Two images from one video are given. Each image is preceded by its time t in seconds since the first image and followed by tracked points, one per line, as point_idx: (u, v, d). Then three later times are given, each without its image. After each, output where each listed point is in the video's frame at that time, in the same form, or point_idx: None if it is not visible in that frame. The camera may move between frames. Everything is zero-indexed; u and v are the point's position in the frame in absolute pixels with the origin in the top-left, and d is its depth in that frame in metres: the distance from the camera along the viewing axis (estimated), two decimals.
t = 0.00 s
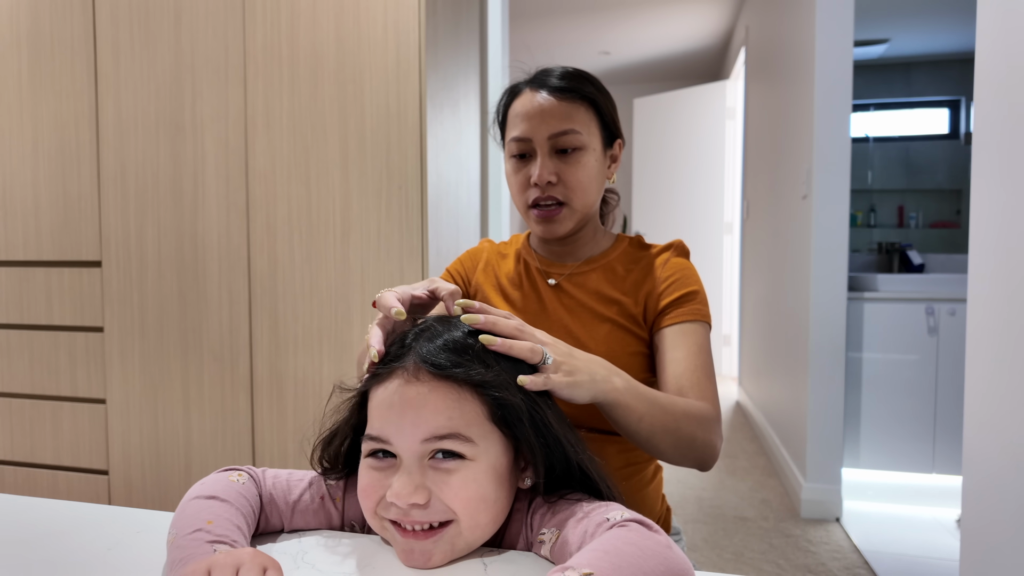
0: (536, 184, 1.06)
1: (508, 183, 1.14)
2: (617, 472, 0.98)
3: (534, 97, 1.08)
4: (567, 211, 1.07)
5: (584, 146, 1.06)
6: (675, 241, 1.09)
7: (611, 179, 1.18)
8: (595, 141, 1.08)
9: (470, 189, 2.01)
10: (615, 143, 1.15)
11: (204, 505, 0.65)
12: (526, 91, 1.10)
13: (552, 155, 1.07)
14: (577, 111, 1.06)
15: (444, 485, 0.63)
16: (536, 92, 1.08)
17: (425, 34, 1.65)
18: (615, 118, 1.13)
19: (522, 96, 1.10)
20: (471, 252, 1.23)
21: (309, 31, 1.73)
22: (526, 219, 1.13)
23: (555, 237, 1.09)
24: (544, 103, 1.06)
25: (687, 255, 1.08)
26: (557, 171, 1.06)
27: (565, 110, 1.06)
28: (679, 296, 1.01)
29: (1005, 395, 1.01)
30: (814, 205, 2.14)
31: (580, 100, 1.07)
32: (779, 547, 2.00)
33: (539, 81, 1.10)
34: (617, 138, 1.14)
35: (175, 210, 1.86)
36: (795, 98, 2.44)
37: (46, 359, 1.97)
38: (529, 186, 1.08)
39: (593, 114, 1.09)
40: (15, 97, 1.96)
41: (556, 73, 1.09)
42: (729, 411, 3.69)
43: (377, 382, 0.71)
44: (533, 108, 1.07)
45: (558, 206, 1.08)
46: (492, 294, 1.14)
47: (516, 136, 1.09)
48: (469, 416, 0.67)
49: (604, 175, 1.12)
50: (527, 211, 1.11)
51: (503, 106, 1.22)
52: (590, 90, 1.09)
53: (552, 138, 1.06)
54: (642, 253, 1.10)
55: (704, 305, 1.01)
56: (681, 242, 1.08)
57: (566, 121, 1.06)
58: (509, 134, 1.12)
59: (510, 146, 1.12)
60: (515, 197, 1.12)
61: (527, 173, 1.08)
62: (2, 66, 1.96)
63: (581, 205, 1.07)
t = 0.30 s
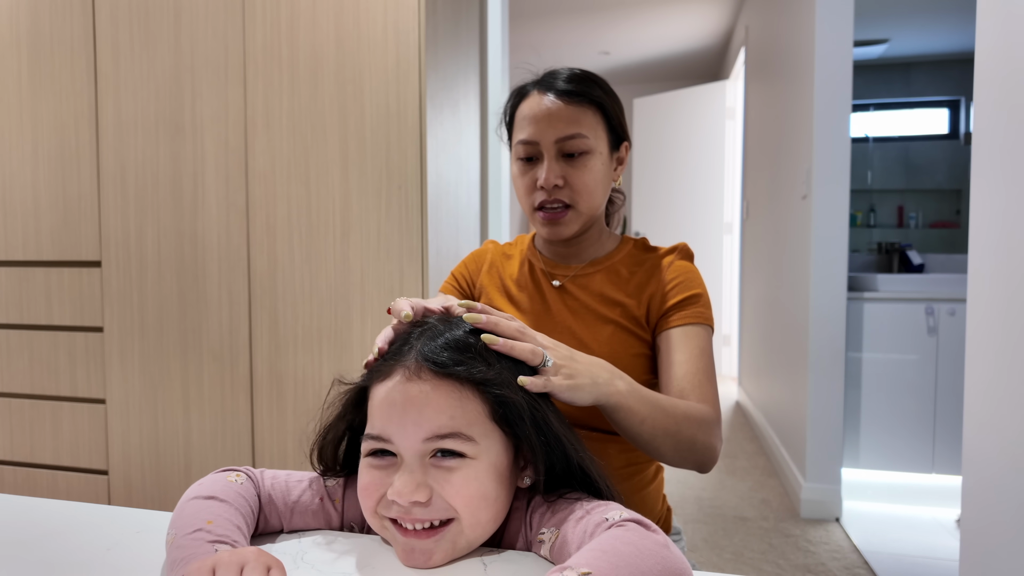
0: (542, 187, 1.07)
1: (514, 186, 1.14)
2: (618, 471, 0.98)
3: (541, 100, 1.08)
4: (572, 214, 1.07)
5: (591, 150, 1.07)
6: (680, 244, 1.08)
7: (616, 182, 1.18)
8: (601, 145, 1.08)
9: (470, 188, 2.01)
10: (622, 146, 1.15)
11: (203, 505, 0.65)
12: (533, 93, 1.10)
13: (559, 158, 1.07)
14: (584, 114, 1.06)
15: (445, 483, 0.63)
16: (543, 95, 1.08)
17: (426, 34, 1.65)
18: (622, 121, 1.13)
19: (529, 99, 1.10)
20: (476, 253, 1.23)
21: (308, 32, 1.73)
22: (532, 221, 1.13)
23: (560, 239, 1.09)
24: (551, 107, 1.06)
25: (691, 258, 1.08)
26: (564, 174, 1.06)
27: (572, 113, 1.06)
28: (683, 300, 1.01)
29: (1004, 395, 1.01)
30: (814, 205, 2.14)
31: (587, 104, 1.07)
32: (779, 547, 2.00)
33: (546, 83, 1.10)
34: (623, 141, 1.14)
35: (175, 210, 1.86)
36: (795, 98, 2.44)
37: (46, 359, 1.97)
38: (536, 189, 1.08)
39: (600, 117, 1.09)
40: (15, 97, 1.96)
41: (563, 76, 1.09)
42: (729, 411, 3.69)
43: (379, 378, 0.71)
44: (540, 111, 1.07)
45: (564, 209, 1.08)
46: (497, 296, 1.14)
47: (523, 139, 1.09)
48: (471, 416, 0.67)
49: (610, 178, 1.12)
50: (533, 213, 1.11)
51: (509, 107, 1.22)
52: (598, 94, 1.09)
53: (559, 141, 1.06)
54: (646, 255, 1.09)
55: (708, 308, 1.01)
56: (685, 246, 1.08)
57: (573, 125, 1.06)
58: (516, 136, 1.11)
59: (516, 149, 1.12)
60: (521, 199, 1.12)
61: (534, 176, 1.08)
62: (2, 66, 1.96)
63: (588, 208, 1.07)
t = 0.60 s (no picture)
0: (544, 187, 1.07)
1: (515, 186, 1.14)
2: (618, 470, 0.98)
3: (544, 101, 1.08)
4: (573, 215, 1.07)
5: (593, 151, 1.06)
6: (679, 243, 1.08)
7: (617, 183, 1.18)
8: (603, 146, 1.08)
9: (470, 189, 2.01)
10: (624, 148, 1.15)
11: (202, 505, 0.65)
12: (536, 94, 1.10)
13: (561, 159, 1.07)
14: (587, 116, 1.06)
15: (443, 481, 0.63)
16: (546, 96, 1.08)
17: (426, 33, 1.65)
18: (623, 123, 1.13)
19: (532, 100, 1.10)
20: (476, 254, 1.23)
21: (308, 31, 1.73)
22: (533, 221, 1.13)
23: (560, 239, 1.09)
24: (553, 108, 1.06)
25: (690, 257, 1.08)
26: (566, 175, 1.06)
27: (574, 115, 1.06)
28: (682, 298, 1.01)
29: (1004, 395, 1.01)
30: (814, 205, 2.14)
31: (590, 106, 1.07)
32: (779, 547, 2.00)
33: (548, 85, 1.10)
34: (625, 142, 1.14)
35: (175, 210, 1.86)
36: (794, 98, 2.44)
37: (45, 359, 1.96)
38: (537, 189, 1.08)
39: (602, 119, 1.09)
40: (15, 97, 1.96)
41: (565, 77, 1.09)
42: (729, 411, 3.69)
43: (378, 374, 0.71)
44: (543, 112, 1.07)
45: (565, 209, 1.08)
46: (497, 296, 1.14)
47: (525, 140, 1.09)
48: (470, 413, 0.67)
49: (611, 179, 1.12)
50: (534, 214, 1.11)
51: (511, 108, 1.22)
52: (601, 96, 1.09)
53: (561, 142, 1.06)
54: (646, 255, 1.09)
55: (707, 306, 1.01)
56: (685, 245, 1.08)
57: (576, 127, 1.06)
58: (518, 137, 1.11)
59: (518, 150, 1.12)
60: (523, 200, 1.12)
61: (535, 176, 1.08)
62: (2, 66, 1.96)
63: (589, 208, 1.07)
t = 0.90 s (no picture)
0: (539, 187, 1.06)
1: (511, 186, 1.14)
2: (618, 467, 0.98)
3: (538, 102, 1.08)
4: (569, 214, 1.07)
5: (588, 151, 1.06)
6: (675, 241, 1.08)
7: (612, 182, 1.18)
8: (598, 146, 1.08)
9: (470, 189, 2.01)
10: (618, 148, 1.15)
11: (204, 504, 0.65)
12: (530, 95, 1.10)
13: (556, 159, 1.07)
14: (581, 116, 1.06)
15: (443, 477, 0.63)
16: (540, 97, 1.08)
17: (426, 34, 1.65)
18: (618, 123, 1.13)
19: (526, 101, 1.10)
20: (471, 256, 1.22)
21: (308, 32, 1.73)
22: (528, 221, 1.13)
23: (556, 237, 1.09)
24: (547, 108, 1.06)
25: (686, 255, 1.08)
26: (561, 175, 1.06)
27: (569, 115, 1.06)
28: (678, 295, 1.02)
29: (1004, 393, 1.01)
30: (813, 205, 2.14)
31: (584, 106, 1.07)
32: (779, 547, 2.00)
33: (542, 86, 1.10)
34: (619, 142, 1.14)
35: (175, 210, 1.86)
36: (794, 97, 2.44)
37: (45, 359, 1.96)
38: (533, 189, 1.08)
39: (597, 118, 1.09)
40: (14, 98, 1.96)
41: (561, 79, 1.09)
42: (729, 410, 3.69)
43: (379, 369, 0.71)
44: (537, 113, 1.07)
45: (561, 209, 1.07)
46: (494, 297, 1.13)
47: (520, 141, 1.09)
48: (471, 410, 0.67)
49: (606, 179, 1.13)
50: (530, 213, 1.11)
51: (506, 109, 1.22)
52: (595, 96, 1.09)
53: (556, 142, 1.06)
54: (641, 252, 1.09)
55: (703, 302, 1.01)
56: (680, 242, 1.08)
57: (570, 127, 1.06)
58: (513, 137, 1.11)
59: (513, 150, 1.12)
60: (518, 200, 1.12)
61: (531, 176, 1.08)
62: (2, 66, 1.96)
63: (583, 208, 1.07)
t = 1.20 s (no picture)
0: (535, 188, 1.06)
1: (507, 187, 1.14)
2: (617, 467, 0.98)
3: (532, 103, 1.08)
4: (565, 214, 1.07)
5: (583, 151, 1.06)
6: (672, 241, 1.09)
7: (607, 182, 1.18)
8: (593, 146, 1.08)
9: (470, 189, 2.00)
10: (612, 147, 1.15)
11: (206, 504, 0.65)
12: (524, 96, 1.10)
13: (551, 159, 1.07)
14: (575, 116, 1.06)
15: (446, 480, 0.63)
16: (534, 98, 1.08)
17: (425, 33, 1.65)
18: (612, 123, 1.14)
19: (520, 102, 1.10)
20: (467, 261, 1.22)
21: (308, 31, 1.72)
22: (525, 221, 1.13)
23: (554, 238, 1.09)
24: (542, 109, 1.06)
25: (684, 256, 1.09)
26: (556, 175, 1.06)
27: (563, 116, 1.06)
28: (676, 295, 1.02)
29: (1003, 395, 1.01)
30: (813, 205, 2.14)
31: (578, 106, 1.07)
32: (778, 547, 2.00)
33: (536, 87, 1.10)
34: (614, 142, 1.14)
35: (174, 210, 1.86)
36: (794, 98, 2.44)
37: (45, 359, 1.96)
38: (529, 190, 1.08)
39: (591, 118, 1.09)
40: (15, 97, 1.96)
41: (554, 79, 1.10)
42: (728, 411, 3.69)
43: (381, 372, 0.71)
44: (531, 113, 1.07)
45: (558, 209, 1.07)
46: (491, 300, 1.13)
47: (515, 142, 1.08)
48: (474, 412, 0.67)
49: (601, 179, 1.13)
50: (527, 214, 1.11)
51: (501, 110, 1.22)
52: (588, 96, 1.09)
53: (551, 143, 1.06)
54: (639, 253, 1.10)
55: (700, 302, 1.02)
56: (678, 243, 1.09)
57: (565, 127, 1.06)
58: (508, 138, 1.11)
59: (509, 151, 1.12)
60: (514, 201, 1.12)
61: (526, 177, 1.08)
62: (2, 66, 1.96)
63: (580, 207, 1.07)
